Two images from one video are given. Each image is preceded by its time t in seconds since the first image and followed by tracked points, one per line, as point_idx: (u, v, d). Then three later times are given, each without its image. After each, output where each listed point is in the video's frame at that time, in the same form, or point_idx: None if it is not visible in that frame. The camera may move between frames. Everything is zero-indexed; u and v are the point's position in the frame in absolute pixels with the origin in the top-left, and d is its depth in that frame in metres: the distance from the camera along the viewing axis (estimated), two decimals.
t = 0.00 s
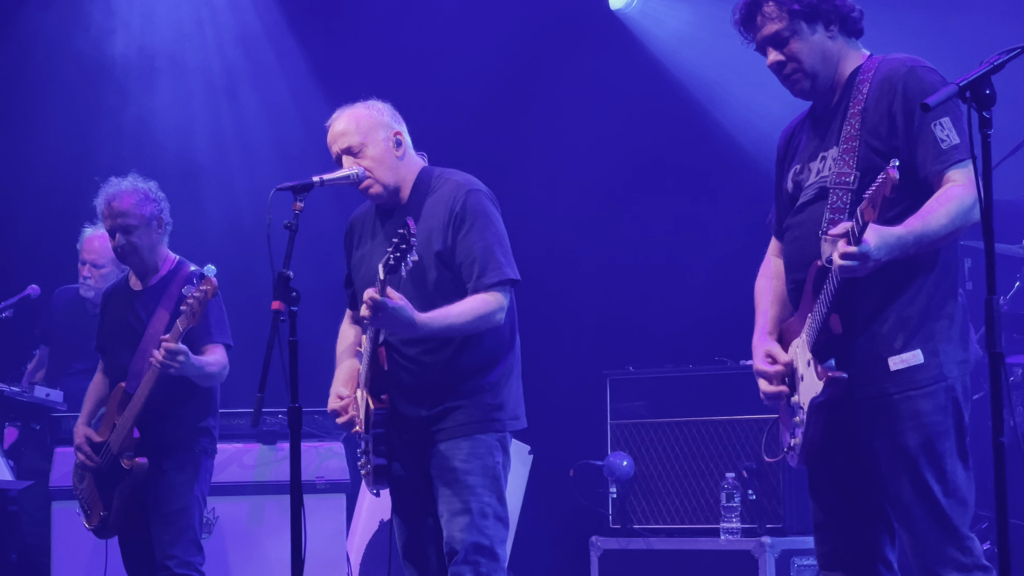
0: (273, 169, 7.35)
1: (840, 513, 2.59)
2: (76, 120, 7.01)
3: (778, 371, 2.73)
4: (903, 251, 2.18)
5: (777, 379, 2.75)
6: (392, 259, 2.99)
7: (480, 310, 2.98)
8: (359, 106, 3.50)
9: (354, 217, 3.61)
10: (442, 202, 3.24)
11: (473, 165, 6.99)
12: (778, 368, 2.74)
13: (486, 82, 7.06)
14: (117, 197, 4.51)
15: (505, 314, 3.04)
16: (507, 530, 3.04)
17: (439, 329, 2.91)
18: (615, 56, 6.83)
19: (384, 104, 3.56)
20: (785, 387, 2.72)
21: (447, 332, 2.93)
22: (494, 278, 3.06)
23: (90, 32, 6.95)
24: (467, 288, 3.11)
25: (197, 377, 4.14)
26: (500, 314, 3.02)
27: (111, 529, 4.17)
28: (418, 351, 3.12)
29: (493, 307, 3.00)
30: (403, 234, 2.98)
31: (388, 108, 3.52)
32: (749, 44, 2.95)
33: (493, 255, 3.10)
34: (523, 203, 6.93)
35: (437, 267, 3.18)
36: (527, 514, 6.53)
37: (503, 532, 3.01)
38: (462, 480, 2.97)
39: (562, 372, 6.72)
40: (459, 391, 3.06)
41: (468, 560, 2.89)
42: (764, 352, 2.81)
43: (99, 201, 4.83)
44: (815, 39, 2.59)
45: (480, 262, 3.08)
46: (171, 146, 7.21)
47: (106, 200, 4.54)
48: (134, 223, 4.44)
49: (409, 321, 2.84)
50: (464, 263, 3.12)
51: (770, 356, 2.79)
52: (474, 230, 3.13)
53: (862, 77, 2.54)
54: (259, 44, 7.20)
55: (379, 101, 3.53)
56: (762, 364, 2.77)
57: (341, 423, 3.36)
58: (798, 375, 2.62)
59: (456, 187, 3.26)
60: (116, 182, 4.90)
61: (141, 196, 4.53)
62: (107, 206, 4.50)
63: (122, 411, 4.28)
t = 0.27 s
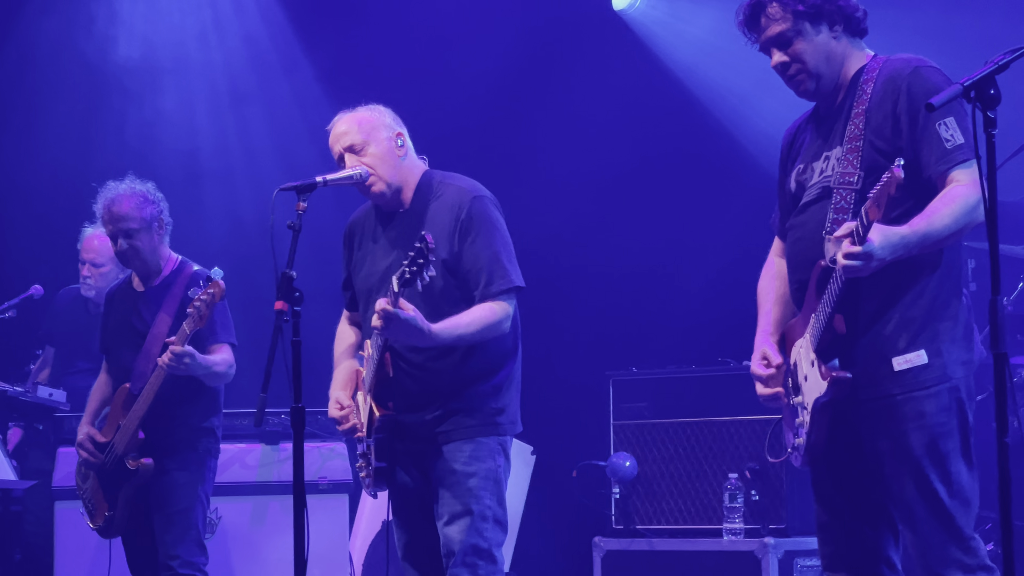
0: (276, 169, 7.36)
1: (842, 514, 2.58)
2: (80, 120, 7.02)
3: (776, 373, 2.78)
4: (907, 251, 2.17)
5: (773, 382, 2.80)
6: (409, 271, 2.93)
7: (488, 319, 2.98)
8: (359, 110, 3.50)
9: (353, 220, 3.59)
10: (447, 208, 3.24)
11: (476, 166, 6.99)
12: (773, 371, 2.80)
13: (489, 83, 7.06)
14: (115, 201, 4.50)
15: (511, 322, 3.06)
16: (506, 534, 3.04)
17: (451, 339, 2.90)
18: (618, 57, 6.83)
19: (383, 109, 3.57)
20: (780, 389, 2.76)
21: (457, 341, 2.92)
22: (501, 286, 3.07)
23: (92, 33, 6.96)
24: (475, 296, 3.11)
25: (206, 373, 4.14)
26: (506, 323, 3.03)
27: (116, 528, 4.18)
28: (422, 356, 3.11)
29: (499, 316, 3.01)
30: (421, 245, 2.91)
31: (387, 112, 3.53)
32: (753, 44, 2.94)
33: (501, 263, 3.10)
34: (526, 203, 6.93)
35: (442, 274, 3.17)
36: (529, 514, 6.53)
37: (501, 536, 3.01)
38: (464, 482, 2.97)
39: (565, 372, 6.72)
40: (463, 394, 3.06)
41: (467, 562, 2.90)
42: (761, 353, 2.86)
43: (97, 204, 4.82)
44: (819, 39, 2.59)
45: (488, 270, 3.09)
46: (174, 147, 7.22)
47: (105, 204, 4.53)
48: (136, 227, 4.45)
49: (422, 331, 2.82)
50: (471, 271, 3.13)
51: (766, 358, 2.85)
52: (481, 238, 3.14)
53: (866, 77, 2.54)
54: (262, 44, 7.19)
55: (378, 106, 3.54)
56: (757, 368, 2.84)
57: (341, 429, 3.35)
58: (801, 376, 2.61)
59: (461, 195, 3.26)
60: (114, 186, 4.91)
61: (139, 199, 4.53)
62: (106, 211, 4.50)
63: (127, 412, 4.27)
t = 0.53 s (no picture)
0: (277, 170, 7.36)
1: (843, 515, 2.58)
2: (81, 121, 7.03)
3: (779, 387, 2.73)
4: (906, 251, 2.17)
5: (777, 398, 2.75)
6: (417, 280, 2.95)
7: (491, 325, 2.99)
8: (366, 108, 3.51)
9: (354, 218, 3.60)
10: (451, 212, 3.24)
11: (477, 167, 7.00)
12: (779, 384, 2.74)
13: (490, 83, 7.06)
14: (116, 201, 4.51)
15: (513, 328, 3.06)
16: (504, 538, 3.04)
17: (454, 346, 2.91)
18: (619, 58, 6.83)
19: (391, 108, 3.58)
20: (785, 404, 2.72)
21: (460, 349, 2.93)
22: (504, 293, 3.07)
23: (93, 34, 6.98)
24: (479, 302, 3.11)
25: (207, 373, 4.15)
26: (508, 329, 3.04)
27: (117, 530, 4.18)
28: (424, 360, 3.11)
29: (502, 322, 3.02)
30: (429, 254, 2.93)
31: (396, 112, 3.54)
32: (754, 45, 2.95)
33: (505, 268, 3.10)
34: (527, 204, 6.93)
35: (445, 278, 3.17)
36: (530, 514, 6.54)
37: (498, 539, 3.00)
38: (463, 483, 2.97)
39: (566, 373, 6.71)
40: (464, 396, 3.06)
41: (464, 563, 2.90)
42: (768, 364, 2.81)
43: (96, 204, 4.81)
44: (819, 39, 2.59)
45: (492, 276, 3.09)
46: (175, 147, 7.22)
47: (105, 205, 4.53)
48: (137, 227, 4.46)
49: (426, 339, 2.83)
50: (474, 276, 3.12)
51: (773, 370, 2.80)
52: (485, 244, 3.14)
53: (866, 78, 2.54)
54: (263, 44, 7.20)
55: (386, 105, 3.55)
56: (764, 377, 2.79)
57: (341, 433, 3.34)
58: (802, 376, 2.61)
59: (466, 198, 3.26)
60: (115, 186, 4.92)
61: (139, 199, 4.54)
62: (106, 210, 4.50)
63: (129, 411, 4.25)
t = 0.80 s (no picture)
0: (277, 171, 7.37)
1: (841, 515, 2.59)
2: (82, 122, 7.09)
3: (780, 371, 2.74)
4: (905, 253, 2.19)
5: (778, 379, 2.76)
6: (418, 280, 2.96)
7: (491, 327, 3.00)
8: (371, 106, 3.52)
9: (356, 218, 3.61)
10: (452, 212, 3.25)
11: (477, 167, 7.02)
12: (779, 368, 2.75)
13: (490, 84, 7.07)
14: (116, 200, 4.53)
15: (513, 329, 3.07)
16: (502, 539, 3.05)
17: (455, 347, 2.92)
18: (618, 59, 6.83)
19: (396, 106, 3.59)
20: (786, 386, 2.72)
21: (460, 349, 2.94)
22: (505, 294, 3.08)
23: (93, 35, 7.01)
24: (480, 303, 3.12)
25: (208, 373, 4.17)
26: (509, 329, 3.05)
27: (118, 530, 4.19)
28: (424, 362, 3.12)
29: (503, 323, 3.03)
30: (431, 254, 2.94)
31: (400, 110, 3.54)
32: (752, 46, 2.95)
33: (505, 270, 3.11)
34: (526, 205, 6.94)
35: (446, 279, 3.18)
36: (530, 515, 6.55)
37: (497, 540, 3.01)
38: (461, 485, 2.98)
39: (565, 373, 6.72)
40: (465, 397, 3.07)
41: (462, 564, 2.91)
42: (765, 351, 2.81)
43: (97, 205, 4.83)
44: (818, 41, 2.60)
45: (493, 277, 3.10)
46: (174, 147, 7.25)
47: (106, 204, 4.56)
48: (137, 226, 4.47)
49: (426, 339, 2.84)
50: (475, 277, 3.13)
51: (771, 356, 2.80)
52: (486, 245, 3.14)
53: (865, 79, 2.55)
54: (262, 44, 7.19)
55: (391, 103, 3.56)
56: (762, 363, 2.80)
57: (340, 431, 3.36)
58: (801, 377, 2.62)
59: (467, 199, 3.26)
60: (114, 185, 4.92)
61: (140, 199, 4.56)
62: (107, 210, 4.52)
63: (130, 412, 4.26)
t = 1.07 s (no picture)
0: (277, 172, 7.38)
1: (839, 517, 2.59)
2: (82, 124, 7.11)
3: (774, 378, 2.77)
4: (905, 255, 2.19)
5: (772, 386, 2.80)
6: (410, 279, 2.94)
7: (487, 328, 3.00)
8: (373, 106, 3.52)
9: (358, 218, 3.62)
10: (451, 213, 3.25)
11: (476, 169, 7.02)
12: (772, 375, 2.79)
13: (489, 85, 7.07)
14: (118, 199, 4.53)
15: (510, 330, 3.07)
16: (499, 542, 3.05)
17: (447, 347, 2.91)
18: (617, 60, 6.84)
19: (400, 106, 3.59)
20: (779, 394, 2.77)
21: (454, 349, 2.94)
22: (502, 295, 3.08)
23: (93, 36, 7.01)
24: (477, 303, 3.12)
25: (207, 375, 4.16)
26: (506, 331, 3.05)
27: (116, 532, 4.18)
28: (423, 364, 3.12)
29: (500, 324, 3.03)
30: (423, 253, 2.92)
31: (403, 110, 3.54)
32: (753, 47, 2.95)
33: (503, 271, 3.11)
34: (526, 206, 6.94)
35: (444, 281, 3.18)
36: (529, 516, 6.55)
37: (493, 542, 3.02)
38: (458, 487, 2.98)
39: (565, 375, 6.72)
40: (463, 399, 3.07)
41: (459, 567, 2.91)
42: (762, 357, 2.84)
43: (98, 206, 4.83)
44: (818, 42, 2.60)
45: (490, 278, 3.10)
46: (174, 148, 7.26)
47: (107, 204, 4.56)
48: (137, 225, 4.47)
49: (418, 339, 2.84)
50: (473, 279, 3.13)
51: (767, 362, 2.83)
52: (484, 246, 3.14)
53: (865, 81, 2.56)
54: (262, 45, 7.19)
55: (395, 103, 3.56)
56: (757, 370, 2.83)
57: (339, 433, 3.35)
58: (800, 379, 2.62)
59: (466, 200, 3.26)
60: (115, 186, 4.92)
61: (141, 199, 4.56)
62: (107, 209, 4.52)
63: (129, 414, 4.27)
